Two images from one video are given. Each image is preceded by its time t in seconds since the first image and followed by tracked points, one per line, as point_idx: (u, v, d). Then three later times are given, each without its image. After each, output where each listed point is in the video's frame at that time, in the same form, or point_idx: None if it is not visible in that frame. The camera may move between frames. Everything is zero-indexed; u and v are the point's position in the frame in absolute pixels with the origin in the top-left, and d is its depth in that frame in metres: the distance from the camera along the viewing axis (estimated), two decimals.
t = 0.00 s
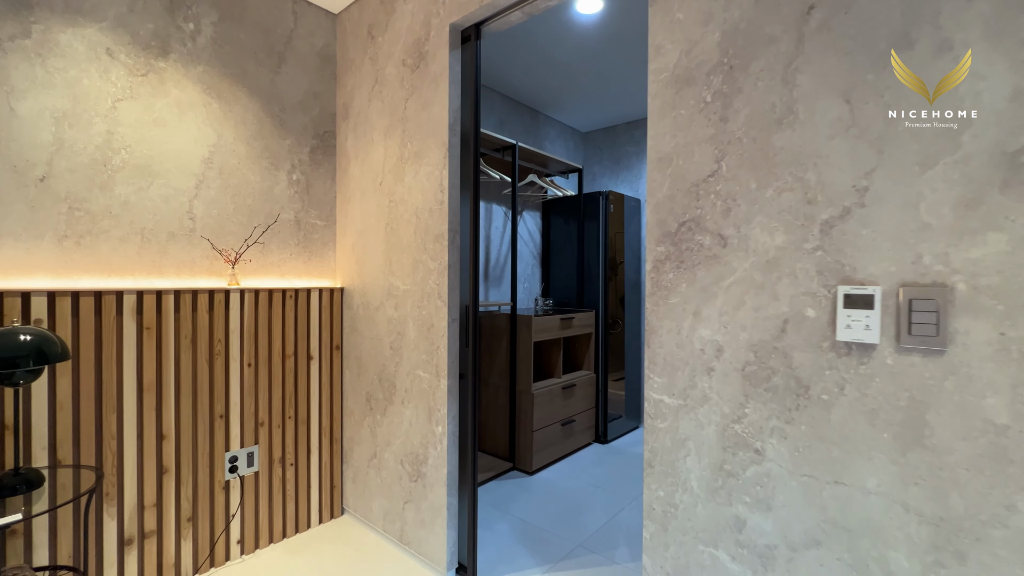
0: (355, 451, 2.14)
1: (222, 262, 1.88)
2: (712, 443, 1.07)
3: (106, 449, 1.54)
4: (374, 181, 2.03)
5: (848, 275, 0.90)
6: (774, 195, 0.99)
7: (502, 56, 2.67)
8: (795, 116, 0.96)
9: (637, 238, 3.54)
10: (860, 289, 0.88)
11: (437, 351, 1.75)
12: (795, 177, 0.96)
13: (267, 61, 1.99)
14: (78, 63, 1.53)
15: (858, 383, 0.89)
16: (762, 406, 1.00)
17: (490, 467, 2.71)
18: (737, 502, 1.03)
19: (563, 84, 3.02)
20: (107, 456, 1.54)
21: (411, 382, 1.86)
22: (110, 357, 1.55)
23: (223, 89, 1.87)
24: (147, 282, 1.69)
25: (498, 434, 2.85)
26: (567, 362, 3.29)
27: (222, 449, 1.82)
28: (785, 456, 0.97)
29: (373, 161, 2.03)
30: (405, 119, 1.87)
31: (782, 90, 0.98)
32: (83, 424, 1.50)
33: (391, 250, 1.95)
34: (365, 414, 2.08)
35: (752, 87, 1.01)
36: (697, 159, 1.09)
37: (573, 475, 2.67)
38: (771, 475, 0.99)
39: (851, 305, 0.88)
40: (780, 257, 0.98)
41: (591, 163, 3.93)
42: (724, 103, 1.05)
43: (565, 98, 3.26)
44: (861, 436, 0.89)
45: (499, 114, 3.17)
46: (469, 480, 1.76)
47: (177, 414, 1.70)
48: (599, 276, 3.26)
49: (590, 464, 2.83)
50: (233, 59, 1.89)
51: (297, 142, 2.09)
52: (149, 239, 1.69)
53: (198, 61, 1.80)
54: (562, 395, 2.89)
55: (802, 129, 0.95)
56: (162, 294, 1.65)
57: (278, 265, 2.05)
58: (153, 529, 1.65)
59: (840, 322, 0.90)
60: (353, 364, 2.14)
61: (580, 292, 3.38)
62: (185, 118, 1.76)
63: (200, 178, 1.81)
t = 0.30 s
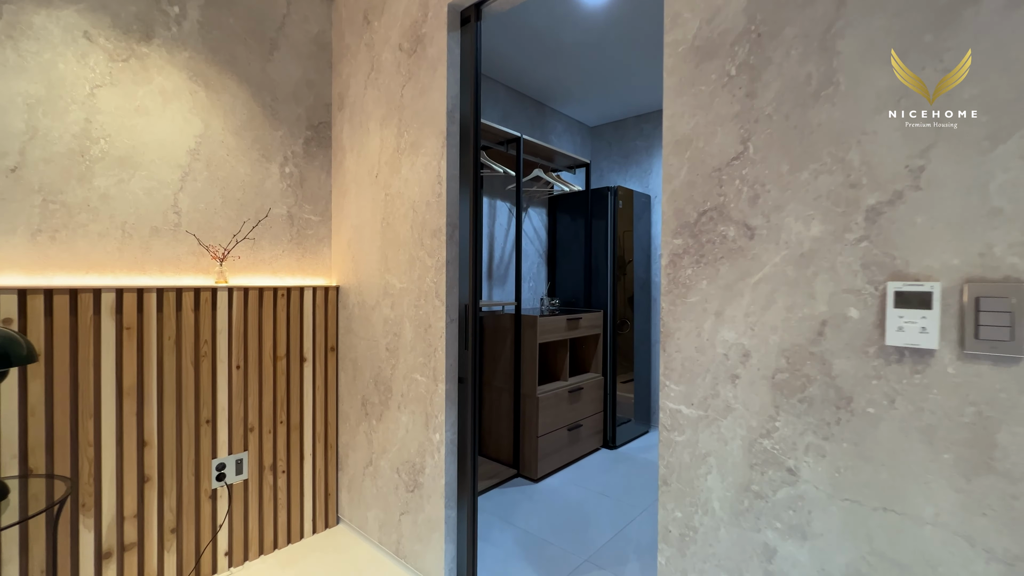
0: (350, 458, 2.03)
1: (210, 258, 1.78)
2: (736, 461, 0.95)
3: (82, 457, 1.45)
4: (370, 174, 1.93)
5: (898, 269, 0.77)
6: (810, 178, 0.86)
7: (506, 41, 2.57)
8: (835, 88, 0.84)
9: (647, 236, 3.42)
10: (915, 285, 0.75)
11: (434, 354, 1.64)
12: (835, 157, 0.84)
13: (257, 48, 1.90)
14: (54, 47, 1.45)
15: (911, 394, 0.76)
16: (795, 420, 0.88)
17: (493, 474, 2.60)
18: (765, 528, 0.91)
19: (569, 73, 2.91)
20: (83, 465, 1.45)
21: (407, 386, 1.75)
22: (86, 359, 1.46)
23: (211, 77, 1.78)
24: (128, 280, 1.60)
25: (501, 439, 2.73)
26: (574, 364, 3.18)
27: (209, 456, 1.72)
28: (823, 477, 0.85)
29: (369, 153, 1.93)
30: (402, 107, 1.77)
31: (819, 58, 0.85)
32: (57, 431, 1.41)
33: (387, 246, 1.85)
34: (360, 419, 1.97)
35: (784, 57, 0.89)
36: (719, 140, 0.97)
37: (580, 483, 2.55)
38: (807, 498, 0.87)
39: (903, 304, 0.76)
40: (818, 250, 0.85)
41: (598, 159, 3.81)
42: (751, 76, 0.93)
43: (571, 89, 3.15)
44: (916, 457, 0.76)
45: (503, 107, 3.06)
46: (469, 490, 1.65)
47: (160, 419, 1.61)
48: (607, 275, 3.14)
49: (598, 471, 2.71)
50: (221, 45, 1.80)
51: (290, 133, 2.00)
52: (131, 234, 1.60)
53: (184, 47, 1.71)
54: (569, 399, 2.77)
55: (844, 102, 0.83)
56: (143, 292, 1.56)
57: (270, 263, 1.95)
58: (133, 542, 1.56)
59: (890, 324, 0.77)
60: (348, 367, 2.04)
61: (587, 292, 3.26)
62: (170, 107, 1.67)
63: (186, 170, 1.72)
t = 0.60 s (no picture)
0: (345, 468, 1.91)
1: (194, 256, 1.66)
2: (781, 489, 0.81)
3: (50, 470, 1.33)
4: (366, 165, 1.80)
5: (990, 265, 0.63)
6: (873, 156, 0.72)
7: (512, 28, 2.44)
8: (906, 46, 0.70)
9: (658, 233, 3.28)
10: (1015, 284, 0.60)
11: (433, 359, 1.51)
12: (907, 130, 0.70)
13: (246, 32, 1.78)
14: (20, 26, 1.34)
15: (1007, 417, 0.62)
16: (855, 443, 0.74)
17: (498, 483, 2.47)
18: (817, 569, 0.78)
19: (577, 63, 2.78)
20: (52, 479, 1.34)
21: (405, 394, 1.62)
22: (55, 365, 1.34)
23: (195, 60, 1.66)
24: (104, 279, 1.48)
25: (507, 446, 2.60)
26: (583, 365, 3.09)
27: (192, 468, 1.60)
28: (890, 512, 0.71)
29: (365, 143, 1.80)
30: (400, 92, 1.64)
31: (886, 12, 0.71)
32: (22, 442, 1.29)
33: (383, 243, 1.72)
34: (356, 427, 1.85)
35: (840, 13, 0.75)
36: (760, 115, 0.83)
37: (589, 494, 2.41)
38: (870, 537, 0.73)
39: (998, 308, 0.61)
40: (884, 241, 0.71)
41: (607, 154, 3.67)
42: (800, 37, 0.79)
43: (580, 80, 3.01)
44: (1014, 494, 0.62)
45: (509, 98, 2.93)
46: (471, 506, 1.52)
47: (137, 429, 1.49)
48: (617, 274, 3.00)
49: (608, 481, 2.57)
50: (207, 28, 1.68)
51: (281, 122, 1.87)
52: (107, 229, 1.49)
53: (165, 28, 1.59)
54: (577, 405, 2.63)
55: (918, 63, 0.69)
56: (119, 291, 1.44)
57: (260, 260, 1.83)
58: (108, 563, 1.44)
59: (979, 331, 0.63)
60: (344, 371, 1.92)
61: (596, 292, 3.12)
62: (150, 92, 1.56)
63: (168, 161, 1.60)
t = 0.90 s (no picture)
0: (341, 481, 1.79)
1: (178, 255, 1.55)
2: (848, 530, 0.68)
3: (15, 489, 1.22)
4: (363, 157, 1.68)
5: None
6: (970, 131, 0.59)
7: (520, 15, 2.31)
8: None
9: (670, 232, 3.15)
10: None
11: (435, 367, 1.38)
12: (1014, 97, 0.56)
13: (235, 15, 1.66)
14: None
15: None
16: (945, 480, 0.61)
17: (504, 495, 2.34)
18: None
19: (588, 53, 2.64)
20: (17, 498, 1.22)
21: (404, 404, 1.50)
22: (22, 373, 1.23)
23: (179, 44, 1.54)
24: (78, 279, 1.37)
25: (513, 455, 2.48)
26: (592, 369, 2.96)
27: (175, 484, 1.49)
28: (991, 566, 0.58)
29: (362, 133, 1.68)
30: (399, 78, 1.52)
31: None
32: None
33: (381, 240, 1.60)
34: (352, 437, 1.73)
35: None
36: (820, 86, 0.70)
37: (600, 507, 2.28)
38: None
39: None
40: (982, 235, 0.58)
41: (617, 149, 3.54)
42: None
43: (590, 72, 2.88)
44: None
45: (515, 90, 2.80)
46: (475, 515, 1.44)
47: (114, 442, 1.37)
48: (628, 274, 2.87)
49: (619, 492, 2.44)
50: (192, 9, 1.56)
51: (273, 112, 1.76)
52: (82, 224, 1.37)
53: (147, 9, 1.48)
54: (587, 412, 2.51)
55: None
56: (93, 293, 1.33)
57: (250, 259, 1.72)
58: None
59: None
60: (340, 378, 1.80)
61: (606, 293, 2.99)
62: (129, 77, 1.44)
63: (150, 152, 1.48)
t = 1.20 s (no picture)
0: (332, 492, 1.67)
1: (155, 249, 1.44)
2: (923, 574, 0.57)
3: None
4: (355, 145, 1.57)
5: None
6: None
7: None
8: None
9: (679, 229, 3.03)
10: None
11: (431, 372, 1.27)
12: None
13: None
14: None
15: None
16: None
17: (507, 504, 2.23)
18: None
19: (594, 40, 2.52)
20: None
21: (398, 411, 1.38)
22: None
23: (157, 22, 1.43)
24: (43, 275, 1.26)
25: (515, 462, 2.36)
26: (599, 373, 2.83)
27: (150, 497, 1.37)
28: None
29: (354, 120, 1.57)
30: (393, 58, 1.40)
31: None
32: None
33: (374, 234, 1.49)
34: (344, 445, 1.62)
35: None
36: (887, 40, 0.59)
37: (607, 518, 2.16)
38: None
39: None
40: None
41: (623, 144, 3.42)
42: None
43: (596, 62, 2.76)
44: None
45: (517, 80, 2.69)
46: (475, 530, 1.33)
47: (82, 452, 1.26)
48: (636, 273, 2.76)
49: (627, 502, 2.32)
50: None
51: (260, 98, 1.64)
52: (47, 216, 1.26)
53: None
54: (593, 417, 2.39)
55: None
56: (58, 290, 1.22)
57: (234, 255, 1.61)
58: None
59: None
60: (331, 383, 1.68)
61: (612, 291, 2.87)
62: (100, 57, 1.33)
63: (124, 138, 1.38)
